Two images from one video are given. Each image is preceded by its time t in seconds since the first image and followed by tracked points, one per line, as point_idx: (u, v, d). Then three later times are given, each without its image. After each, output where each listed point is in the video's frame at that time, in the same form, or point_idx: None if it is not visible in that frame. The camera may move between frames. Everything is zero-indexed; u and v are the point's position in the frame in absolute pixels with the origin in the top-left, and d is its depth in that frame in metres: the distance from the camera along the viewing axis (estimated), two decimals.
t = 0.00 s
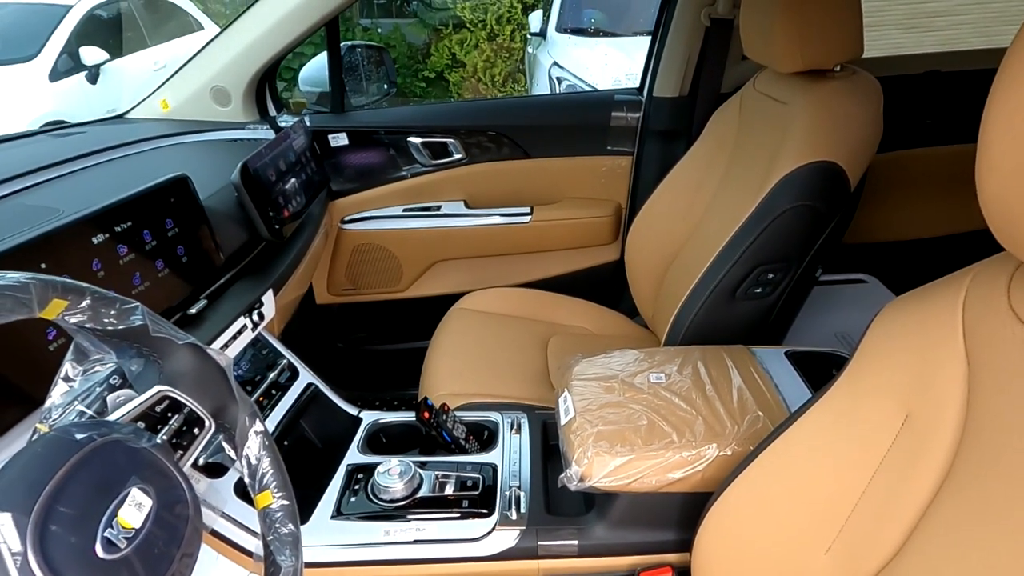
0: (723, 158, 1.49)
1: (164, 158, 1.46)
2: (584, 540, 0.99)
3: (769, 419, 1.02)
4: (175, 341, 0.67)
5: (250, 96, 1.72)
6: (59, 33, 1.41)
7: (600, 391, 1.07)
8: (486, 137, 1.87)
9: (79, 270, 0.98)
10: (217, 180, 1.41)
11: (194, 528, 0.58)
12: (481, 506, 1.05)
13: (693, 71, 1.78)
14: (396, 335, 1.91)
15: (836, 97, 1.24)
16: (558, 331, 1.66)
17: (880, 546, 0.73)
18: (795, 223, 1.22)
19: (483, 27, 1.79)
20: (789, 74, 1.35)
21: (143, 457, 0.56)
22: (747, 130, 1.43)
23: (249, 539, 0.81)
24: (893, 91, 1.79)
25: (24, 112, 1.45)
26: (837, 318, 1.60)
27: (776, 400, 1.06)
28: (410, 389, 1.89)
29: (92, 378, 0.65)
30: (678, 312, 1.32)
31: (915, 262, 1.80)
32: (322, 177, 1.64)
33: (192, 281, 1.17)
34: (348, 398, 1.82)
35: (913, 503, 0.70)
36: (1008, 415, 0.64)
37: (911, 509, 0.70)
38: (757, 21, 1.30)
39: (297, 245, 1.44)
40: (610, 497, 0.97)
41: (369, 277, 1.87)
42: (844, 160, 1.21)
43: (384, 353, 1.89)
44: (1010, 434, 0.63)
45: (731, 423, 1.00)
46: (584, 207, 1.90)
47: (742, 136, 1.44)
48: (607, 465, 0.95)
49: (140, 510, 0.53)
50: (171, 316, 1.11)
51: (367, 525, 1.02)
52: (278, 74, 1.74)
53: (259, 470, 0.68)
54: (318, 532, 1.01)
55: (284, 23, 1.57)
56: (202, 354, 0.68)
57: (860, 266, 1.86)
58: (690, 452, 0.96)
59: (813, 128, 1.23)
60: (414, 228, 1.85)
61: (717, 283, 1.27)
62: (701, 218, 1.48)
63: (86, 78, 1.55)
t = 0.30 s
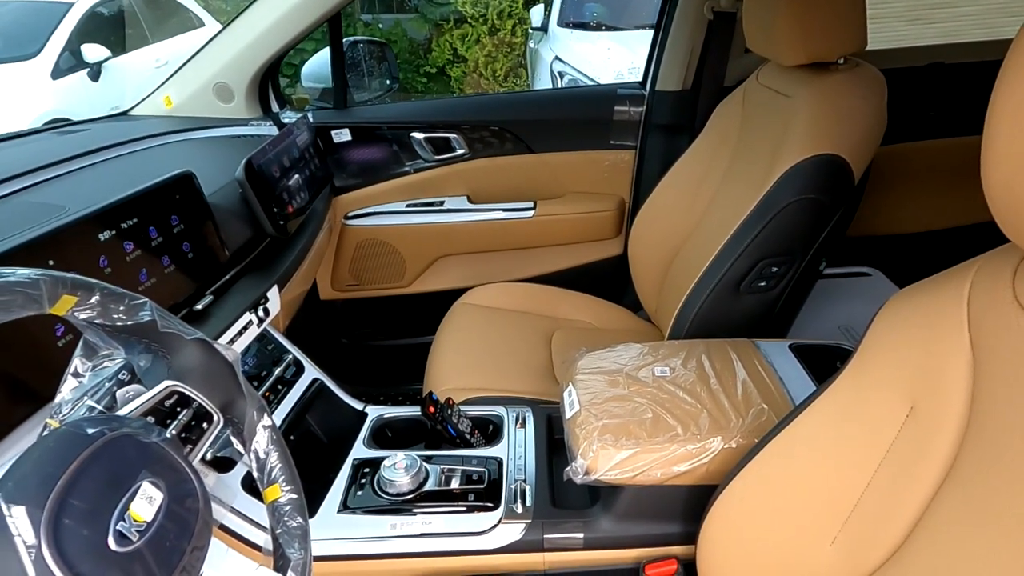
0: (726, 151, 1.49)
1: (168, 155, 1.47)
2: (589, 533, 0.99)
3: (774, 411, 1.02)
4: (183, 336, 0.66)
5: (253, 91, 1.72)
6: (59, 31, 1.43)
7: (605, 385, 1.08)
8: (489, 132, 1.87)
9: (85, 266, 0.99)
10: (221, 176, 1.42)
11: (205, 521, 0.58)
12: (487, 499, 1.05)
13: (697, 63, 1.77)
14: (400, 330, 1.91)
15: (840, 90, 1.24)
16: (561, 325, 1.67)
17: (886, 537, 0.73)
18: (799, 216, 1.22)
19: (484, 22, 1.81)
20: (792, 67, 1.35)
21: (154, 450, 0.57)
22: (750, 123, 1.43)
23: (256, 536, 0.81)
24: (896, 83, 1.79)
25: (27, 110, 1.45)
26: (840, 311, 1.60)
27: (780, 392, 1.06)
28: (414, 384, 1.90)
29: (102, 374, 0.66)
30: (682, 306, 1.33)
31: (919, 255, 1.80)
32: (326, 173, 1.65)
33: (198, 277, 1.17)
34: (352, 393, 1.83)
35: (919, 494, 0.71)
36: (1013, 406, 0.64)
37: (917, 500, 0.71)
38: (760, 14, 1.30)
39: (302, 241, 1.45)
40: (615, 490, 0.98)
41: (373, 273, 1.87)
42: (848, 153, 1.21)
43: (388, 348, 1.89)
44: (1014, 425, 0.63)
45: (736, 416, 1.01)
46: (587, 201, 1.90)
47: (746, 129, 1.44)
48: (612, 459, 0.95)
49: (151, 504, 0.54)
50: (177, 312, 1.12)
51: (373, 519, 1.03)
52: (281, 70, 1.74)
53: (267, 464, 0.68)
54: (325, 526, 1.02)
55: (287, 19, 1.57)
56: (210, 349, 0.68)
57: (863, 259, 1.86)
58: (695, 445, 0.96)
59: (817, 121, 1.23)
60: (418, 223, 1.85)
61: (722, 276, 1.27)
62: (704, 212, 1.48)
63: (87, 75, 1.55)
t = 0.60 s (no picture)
0: (725, 145, 1.49)
1: (165, 149, 1.46)
2: (590, 526, 1.00)
3: (773, 405, 1.02)
4: (184, 330, 0.67)
5: (250, 85, 1.71)
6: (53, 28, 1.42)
7: (605, 379, 1.08)
8: (487, 126, 1.87)
9: (84, 261, 0.98)
10: (219, 172, 1.41)
11: (207, 514, 0.58)
12: (488, 493, 1.05)
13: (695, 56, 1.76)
14: (399, 325, 1.91)
15: (840, 84, 1.24)
16: (560, 320, 1.67)
17: (887, 527, 0.73)
18: (799, 210, 1.22)
19: (481, 17, 1.80)
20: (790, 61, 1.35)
21: (156, 444, 0.57)
22: (750, 117, 1.43)
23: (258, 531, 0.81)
24: (895, 78, 1.79)
25: (24, 105, 1.45)
26: (839, 306, 1.60)
27: (780, 385, 1.06)
28: (413, 379, 1.90)
29: (103, 368, 0.65)
30: (681, 299, 1.33)
31: (917, 248, 1.81)
32: (325, 168, 1.65)
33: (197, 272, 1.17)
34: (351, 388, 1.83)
35: (918, 485, 0.71)
36: (1013, 396, 0.64)
37: (916, 491, 0.71)
38: (759, 9, 1.30)
39: (300, 236, 1.45)
40: (616, 483, 0.98)
41: (371, 268, 1.87)
42: (847, 147, 1.21)
43: (387, 343, 1.89)
44: (1014, 414, 0.63)
45: (736, 409, 1.01)
46: (585, 195, 1.90)
47: (745, 123, 1.44)
48: (612, 452, 0.95)
49: (154, 497, 0.54)
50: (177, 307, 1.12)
51: (374, 513, 1.03)
52: (278, 65, 1.74)
53: (269, 458, 0.68)
54: (326, 520, 1.02)
55: (284, 13, 1.56)
56: (211, 343, 0.69)
57: (861, 252, 1.87)
58: (695, 438, 0.96)
59: (816, 115, 1.23)
60: (416, 218, 1.85)
61: (721, 270, 1.27)
62: (703, 206, 1.48)
63: (82, 70, 1.56)
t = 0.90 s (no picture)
0: (719, 136, 1.49)
1: (154, 141, 1.44)
2: (585, 518, 0.99)
3: (768, 396, 1.02)
4: (174, 323, 0.65)
5: (240, 76, 1.70)
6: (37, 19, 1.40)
7: (599, 371, 1.07)
8: (479, 118, 1.86)
9: (71, 253, 0.97)
10: (210, 163, 1.40)
11: (198, 509, 0.57)
12: (482, 486, 1.05)
13: (690, 46, 1.74)
14: (392, 319, 1.90)
15: (835, 74, 1.23)
16: (554, 312, 1.66)
17: (883, 517, 0.73)
18: (793, 201, 1.22)
19: (472, 10, 1.83)
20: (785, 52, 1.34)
21: (146, 438, 0.56)
22: (744, 108, 1.42)
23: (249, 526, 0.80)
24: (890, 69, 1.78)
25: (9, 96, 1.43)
26: (833, 298, 1.59)
27: (775, 376, 1.06)
28: (406, 372, 1.89)
29: (91, 361, 0.64)
30: (676, 291, 1.32)
31: (910, 240, 1.81)
32: (316, 160, 1.63)
33: (188, 265, 1.16)
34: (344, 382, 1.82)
35: (915, 475, 0.70)
36: (1011, 384, 0.63)
37: (913, 480, 0.71)
38: None
39: (292, 228, 1.43)
40: (611, 475, 0.97)
41: (363, 261, 1.86)
42: (841, 138, 1.20)
43: (379, 336, 1.88)
44: (1011, 404, 0.63)
45: (731, 401, 1.00)
46: (579, 187, 1.89)
47: (739, 114, 1.44)
48: (607, 444, 0.95)
49: (144, 492, 0.53)
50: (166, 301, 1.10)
51: (368, 506, 1.02)
52: (269, 56, 1.71)
53: (261, 453, 0.67)
54: (319, 514, 1.01)
55: (274, 3, 1.55)
56: (201, 336, 0.67)
57: (855, 244, 1.86)
58: (691, 430, 0.96)
59: (810, 105, 1.22)
60: (409, 210, 1.84)
61: (715, 261, 1.27)
62: (697, 197, 1.47)
63: (68, 62, 1.54)
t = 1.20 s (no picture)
0: (721, 132, 1.49)
1: (154, 135, 1.44)
2: (588, 513, 0.99)
3: (772, 391, 1.02)
4: (178, 316, 0.66)
5: (240, 71, 1.69)
6: (36, 12, 1.42)
7: (602, 366, 1.07)
8: (480, 113, 1.85)
9: (72, 247, 0.97)
10: (210, 158, 1.39)
11: (204, 502, 0.57)
12: (485, 481, 1.05)
13: (691, 41, 1.73)
14: (392, 314, 1.90)
15: (837, 70, 1.23)
16: (555, 308, 1.66)
17: (889, 511, 0.73)
18: (796, 196, 1.21)
19: (471, 6, 1.79)
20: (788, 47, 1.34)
21: (152, 431, 0.56)
22: (746, 103, 1.42)
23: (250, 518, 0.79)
24: (892, 65, 1.78)
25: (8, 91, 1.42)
26: (835, 293, 1.59)
27: (778, 372, 1.06)
28: (406, 368, 1.89)
29: (94, 355, 0.64)
30: (678, 286, 1.32)
31: (912, 236, 1.81)
32: (316, 155, 1.63)
33: (189, 260, 1.16)
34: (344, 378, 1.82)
35: (921, 467, 0.70)
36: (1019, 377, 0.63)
37: (919, 473, 0.70)
38: None
39: (293, 224, 1.43)
40: (615, 470, 0.97)
41: (363, 257, 1.86)
42: (844, 134, 1.20)
43: (380, 332, 1.88)
44: (1019, 396, 0.63)
45: (734, 396, 1.00)
46: (580, 183, 1.89)
47: (741, 110, 1.44)
48: (611, 440, 0.95)
49: (150, 485, 0.52)
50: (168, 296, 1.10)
51: (371, 501, 1.02)
52: (269, 50, 1.71)
53: (265, 446, 0.67)
54: (321, 509, 1.01)
55: None
56: (205, 329, 0.67)
57: (856, 240, 1.86)
58: (694, 425, 0.96)
59: (812, 100, 1.22)
60: (409, 206, 1.84)
61: (718, 257, 1.26)
62: (699, 193, 1.47)
63: (66, 58, 1.53)
